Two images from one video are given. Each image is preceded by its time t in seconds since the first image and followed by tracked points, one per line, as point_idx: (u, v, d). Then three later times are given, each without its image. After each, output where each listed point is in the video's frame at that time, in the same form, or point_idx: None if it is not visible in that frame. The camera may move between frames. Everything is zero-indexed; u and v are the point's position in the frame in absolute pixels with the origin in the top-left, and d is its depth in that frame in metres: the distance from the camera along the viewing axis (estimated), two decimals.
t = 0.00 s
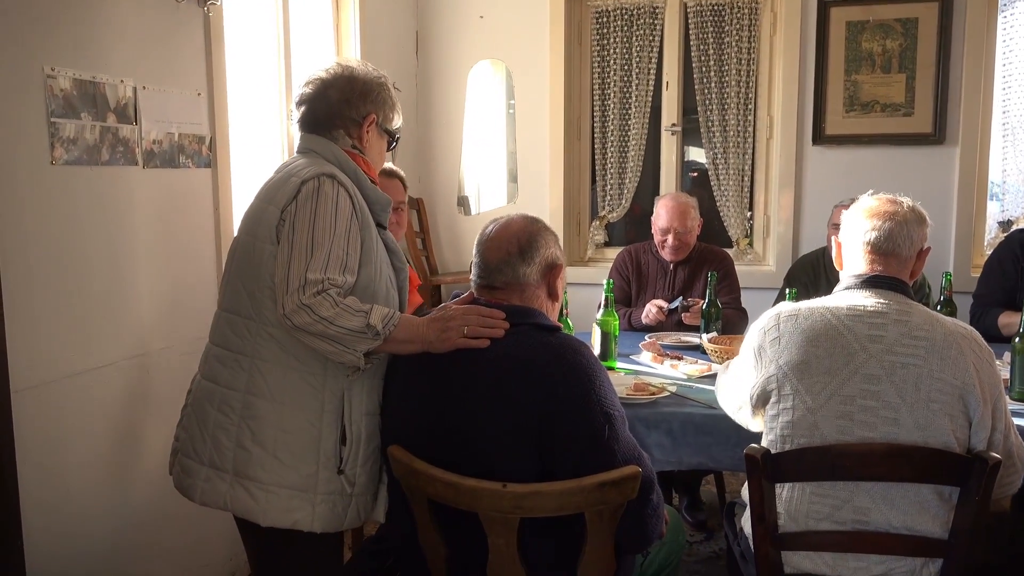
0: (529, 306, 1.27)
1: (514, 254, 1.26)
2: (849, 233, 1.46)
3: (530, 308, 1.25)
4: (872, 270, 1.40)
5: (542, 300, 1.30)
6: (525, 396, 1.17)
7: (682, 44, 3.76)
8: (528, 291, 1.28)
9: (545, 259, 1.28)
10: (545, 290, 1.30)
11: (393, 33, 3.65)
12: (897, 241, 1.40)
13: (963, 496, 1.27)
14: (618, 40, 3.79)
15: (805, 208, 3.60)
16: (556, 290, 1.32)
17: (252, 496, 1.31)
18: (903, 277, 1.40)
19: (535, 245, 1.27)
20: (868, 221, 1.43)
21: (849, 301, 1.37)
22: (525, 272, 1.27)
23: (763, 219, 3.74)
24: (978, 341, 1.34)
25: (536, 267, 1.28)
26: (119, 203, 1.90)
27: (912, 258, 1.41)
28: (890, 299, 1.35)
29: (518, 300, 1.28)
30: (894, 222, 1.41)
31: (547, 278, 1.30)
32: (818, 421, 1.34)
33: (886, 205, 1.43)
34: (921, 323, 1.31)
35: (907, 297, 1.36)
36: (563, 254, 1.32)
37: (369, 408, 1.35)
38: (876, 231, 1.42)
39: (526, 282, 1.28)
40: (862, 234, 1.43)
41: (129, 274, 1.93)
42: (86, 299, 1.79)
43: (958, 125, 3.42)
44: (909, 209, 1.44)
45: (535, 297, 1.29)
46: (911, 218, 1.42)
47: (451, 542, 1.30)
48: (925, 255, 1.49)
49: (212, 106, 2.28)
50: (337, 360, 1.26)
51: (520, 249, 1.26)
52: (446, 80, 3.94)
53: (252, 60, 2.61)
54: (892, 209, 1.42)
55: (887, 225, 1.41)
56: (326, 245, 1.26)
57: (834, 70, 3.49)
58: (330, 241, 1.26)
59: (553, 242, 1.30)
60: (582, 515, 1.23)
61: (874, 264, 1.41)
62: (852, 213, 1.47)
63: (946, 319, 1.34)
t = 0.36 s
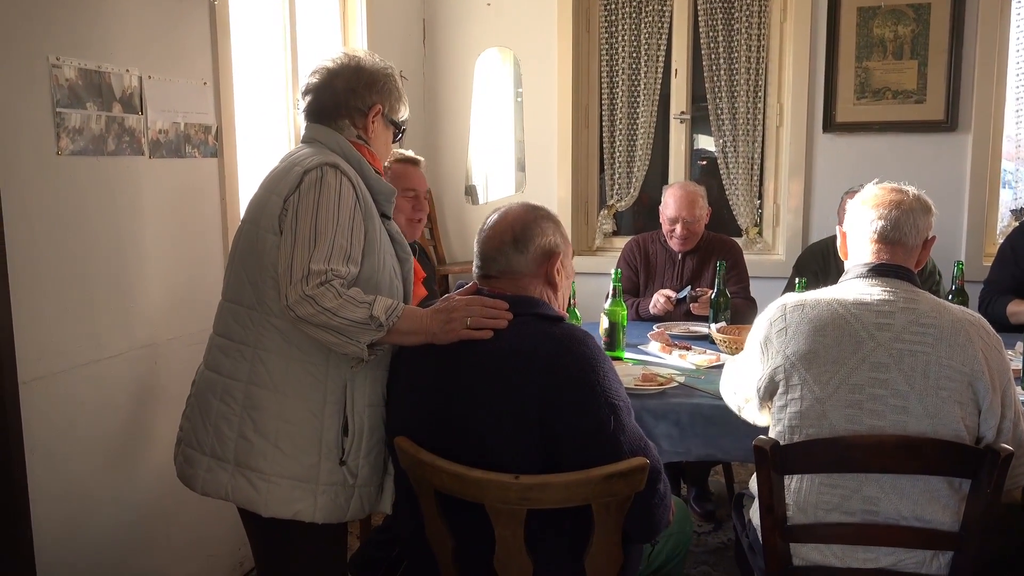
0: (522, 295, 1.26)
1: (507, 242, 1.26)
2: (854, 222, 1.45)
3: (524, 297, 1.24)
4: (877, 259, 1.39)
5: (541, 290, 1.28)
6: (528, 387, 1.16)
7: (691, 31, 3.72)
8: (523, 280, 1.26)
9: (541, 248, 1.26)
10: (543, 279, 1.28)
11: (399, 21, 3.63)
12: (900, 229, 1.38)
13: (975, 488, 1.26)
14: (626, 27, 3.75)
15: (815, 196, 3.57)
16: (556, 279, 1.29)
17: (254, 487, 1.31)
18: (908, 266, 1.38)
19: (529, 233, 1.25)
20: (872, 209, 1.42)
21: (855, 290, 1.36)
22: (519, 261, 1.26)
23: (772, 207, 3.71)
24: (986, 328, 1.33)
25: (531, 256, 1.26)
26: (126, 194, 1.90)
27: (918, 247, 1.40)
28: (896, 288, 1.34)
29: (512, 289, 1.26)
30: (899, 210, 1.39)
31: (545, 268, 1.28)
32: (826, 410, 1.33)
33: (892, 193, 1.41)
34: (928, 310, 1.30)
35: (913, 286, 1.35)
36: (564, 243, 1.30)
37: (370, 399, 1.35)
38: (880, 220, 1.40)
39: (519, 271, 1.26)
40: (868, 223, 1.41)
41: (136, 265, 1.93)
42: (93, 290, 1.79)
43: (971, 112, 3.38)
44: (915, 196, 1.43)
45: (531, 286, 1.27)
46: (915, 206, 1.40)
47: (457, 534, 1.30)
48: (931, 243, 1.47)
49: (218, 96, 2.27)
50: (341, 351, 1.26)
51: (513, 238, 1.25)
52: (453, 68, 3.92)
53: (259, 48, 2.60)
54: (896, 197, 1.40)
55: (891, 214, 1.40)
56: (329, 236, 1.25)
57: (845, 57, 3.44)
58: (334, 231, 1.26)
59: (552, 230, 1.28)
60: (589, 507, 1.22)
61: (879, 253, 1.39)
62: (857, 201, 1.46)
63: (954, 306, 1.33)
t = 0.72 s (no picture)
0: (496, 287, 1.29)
1: (488, 236, 1.31)
2: (853, 218, 1.46)
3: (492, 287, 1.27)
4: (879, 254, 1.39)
5: (520, 284, 1.29)
6: (532, 382, 1.16)
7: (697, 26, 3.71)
8: (498, 273, 1.29)
9: (517, 243, 1.28)
10: (522, 274, 1.29)
11: (404, 17, 3.62)
12: (897, 224, 1.38)
13: (983, 484, 1.26)
14: (632, 23, 3.74)
15: (822, 191, 3.56)
16: (537, 276, 1.29)
17: (256, 483, 1.32)
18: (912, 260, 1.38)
19: (507, 228, 1.29)
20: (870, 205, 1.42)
21: (856, 285, 1.35)
22: (496, 254, 1.29)
23: (779, 203, 3.70)
24: (988, 320, 1.33)
25: (506, 250, 1.29)
26: (131, 191, 1.90)
27: (920, 242, 1.39)
28: (897, 281, 1.34)
29: (489, 281, 1.30)
30: (896, 205, 1.40)
31: (522, 261, 1.29)
32: (831, 403, 1.32)
33: (892, 189, 1.41)
34: (930, 302, 1.30)
35: (914, 279, 1.35)
36: (550, 242, 1.29)
37: (372, 396, 1.35)
38: (877, 215, 1.40)
39: (496, 265, 1.30)
40: (870, 219, 1.41)
41: (142, 261, 1.93)
42: (100, 286, 1.80)
43: (979, 107, 3.36)
44: (915, 193, 1.42)
45: (508, 281, 1.29)
46: (914, 202, 1.40)
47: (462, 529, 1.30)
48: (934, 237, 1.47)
49: (224, 92, 2.27)
50: (342, 348, 1.26)
51: (492, 232, 1.30)
52: (459, 64, 3.91)
53: (264, 44, 2.60)
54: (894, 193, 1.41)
55: (888, 209, 1.40)
56: (331, 233, 1.25)
57: (852, 51, 3.43)
58: (336, 229, 1.25)
59: (535, 228, 1.28)
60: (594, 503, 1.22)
61: (881, 247, 1.39)
62: (856, 198, 1.47)
63: (955, 297, 1.33)
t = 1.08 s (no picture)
0: (499, 285, 1.29)
1: (492, 234, 1.31)
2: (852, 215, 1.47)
3: (497, 287, 1.28)
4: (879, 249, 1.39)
5: (523, 283, 1.29)
6: (535, 377, 1.16)
7: (699, 19, 3.70)
8: (500, 272, 1.30)
9: (519, 241, 1.28)
10: (524, 273, 1.29)
11: (406, 13, 3.61)
12: (896, 221, 1.39)
13: (989, 476, 1.25)
14: (633, 17, 3.73)
15: (825, 185, 3.55)
16: (540, 275, 1.29)
17: (261, 482, 1.32)
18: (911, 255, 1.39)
19: (509, 226, 1.29)
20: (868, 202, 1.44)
21: (857, 277, 1.36)
22: (499, 252, 1.30)
23: (782, 196, 3.69)
24: (988, 309, 1.33)
25: (508, 248, 1.29)
26: (135, 190, 1.90)
27: (917, 240, 1.41)
28: (897, 272, 1.34)
29: (493, 279, 1.31)
30: (894, 202, 1.41)
31: (524, 259, 1.29)
32: (835, 394, 1.32)
33: (891, 186, 1.42)
34: (930, 291, 1.30)
35: (914, 270, 1.35)
36: (551, 240, 1.28)
37: (377, 395, 1.35)
38: (877, 212, 1.41)
39: (499, 263, 1.30)
40: (869, 217, 1.42)
41: (146, 260, 1.93)
42: (104, 285, 1.80)
43: (982, 99, 3.35)
44: (913, 190, 1.43)
45: (510, 279, 1.29)
46: (911, 199, 1.41)
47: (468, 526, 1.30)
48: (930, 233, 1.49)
49: (226, 90, 2.27)
50: (346, 347, 1.26)
51: (496, 230, 1.30)
52: (460, 60, 3.91)
53: (266, 42, 2.59)
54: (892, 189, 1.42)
55: (887, 206, 1.41)
56: (334, 232, 1.25)
57: (854, 44, 3.42)
58: (339, 227, 1.25)
59: (536, 226, 1.28)
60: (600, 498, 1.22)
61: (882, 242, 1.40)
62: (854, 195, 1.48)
63: (955, 287, 1.33)
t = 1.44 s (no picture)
0: (496, 293, 1.30)
1: (491, 243, 1.32)
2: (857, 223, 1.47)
3: (496, 294, 1.29)
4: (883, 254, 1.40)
5: (519, 290, 1.29)
6: (540, 385, 1.16)
7: (702, 27, 3.70)
8: (498, 280, 1.30)
9: (513, 250, 1.29)
10: (520, 280, 1.29)
11: (410, 22, 3.63)
12: (900, 228, 1.40)
13: (997, 484, 1.25)
14: (637, 24, 3.74)
15: (830, 190, 3.55)
16: (536, 282, 1.29)
17: (268, 491, 1.32)
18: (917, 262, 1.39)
19: (505, 235, 1.30)
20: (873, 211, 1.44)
21: (862, 285, 1.36)
22: (496, 261, 1.31)
23: (787, 203, 3.69)
24: (994, 317, 1.32)
25: (504, 257, 1.30)
26: (141, 199, 1.91)
27: (922, 248, 1.41)
28: (902, 280, 1.34)
29: (493, 287, 1.32)
30: (898, 210, 1.41)
31: (520, 267, 1.29)
32: (841, 403, 1.32)
33: (897, 196, 1.43)
34: (936, 299, 1.30)
35: (920, 278, 1.35)
36: (546, 247, 1.28)
37: (383, 403, 1.35)
38: (881, 220, 1.42)
39: (496, 271, 1.31)
40: (875, 224, 1.42)
41: (151, 269, 1.94)
42: (110, 294, 1.80)
43: (987, 104, 3.34)
44: (918, 199, 1.44)
45: (507, 287, 1.30)
46: (915, 207, 1.42)
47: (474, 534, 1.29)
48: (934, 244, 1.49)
49: (231, 99, 2.28)
50: (351, 356, 1.26)
51: (493, 239, 1.31)
52: (464, 68, 3.92)
53: (271, 52, 2.61)
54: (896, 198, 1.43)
55: (893, 213, 1.41)
56: (339, 241, 1.25)
57: (858, 49, 3.42)
58: (344, 236, 1.26)
59: (530, 234, 1.28)
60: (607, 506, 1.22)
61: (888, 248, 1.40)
62: (859, 204, 1.49)
63: (961, 295, 1.33)
